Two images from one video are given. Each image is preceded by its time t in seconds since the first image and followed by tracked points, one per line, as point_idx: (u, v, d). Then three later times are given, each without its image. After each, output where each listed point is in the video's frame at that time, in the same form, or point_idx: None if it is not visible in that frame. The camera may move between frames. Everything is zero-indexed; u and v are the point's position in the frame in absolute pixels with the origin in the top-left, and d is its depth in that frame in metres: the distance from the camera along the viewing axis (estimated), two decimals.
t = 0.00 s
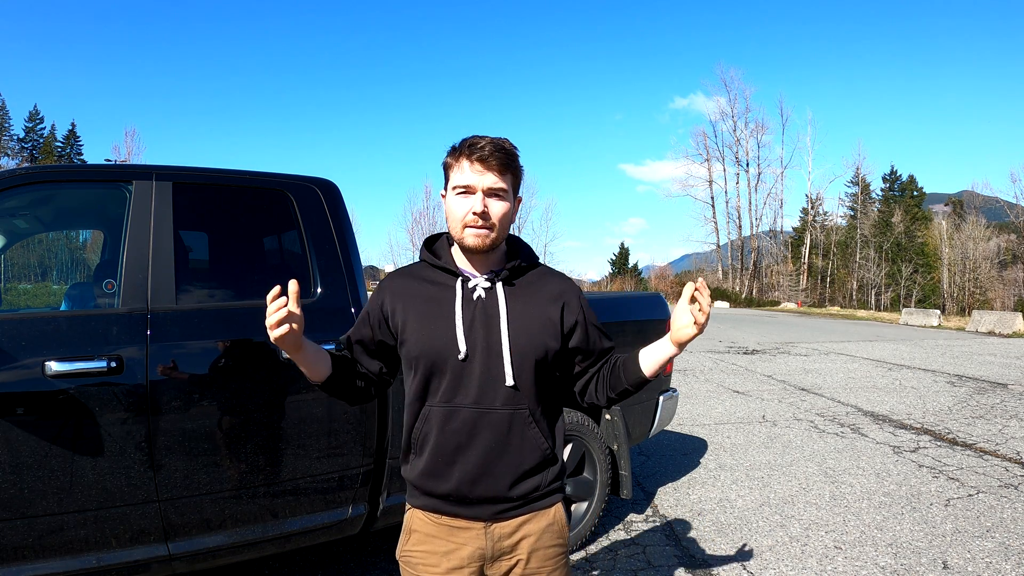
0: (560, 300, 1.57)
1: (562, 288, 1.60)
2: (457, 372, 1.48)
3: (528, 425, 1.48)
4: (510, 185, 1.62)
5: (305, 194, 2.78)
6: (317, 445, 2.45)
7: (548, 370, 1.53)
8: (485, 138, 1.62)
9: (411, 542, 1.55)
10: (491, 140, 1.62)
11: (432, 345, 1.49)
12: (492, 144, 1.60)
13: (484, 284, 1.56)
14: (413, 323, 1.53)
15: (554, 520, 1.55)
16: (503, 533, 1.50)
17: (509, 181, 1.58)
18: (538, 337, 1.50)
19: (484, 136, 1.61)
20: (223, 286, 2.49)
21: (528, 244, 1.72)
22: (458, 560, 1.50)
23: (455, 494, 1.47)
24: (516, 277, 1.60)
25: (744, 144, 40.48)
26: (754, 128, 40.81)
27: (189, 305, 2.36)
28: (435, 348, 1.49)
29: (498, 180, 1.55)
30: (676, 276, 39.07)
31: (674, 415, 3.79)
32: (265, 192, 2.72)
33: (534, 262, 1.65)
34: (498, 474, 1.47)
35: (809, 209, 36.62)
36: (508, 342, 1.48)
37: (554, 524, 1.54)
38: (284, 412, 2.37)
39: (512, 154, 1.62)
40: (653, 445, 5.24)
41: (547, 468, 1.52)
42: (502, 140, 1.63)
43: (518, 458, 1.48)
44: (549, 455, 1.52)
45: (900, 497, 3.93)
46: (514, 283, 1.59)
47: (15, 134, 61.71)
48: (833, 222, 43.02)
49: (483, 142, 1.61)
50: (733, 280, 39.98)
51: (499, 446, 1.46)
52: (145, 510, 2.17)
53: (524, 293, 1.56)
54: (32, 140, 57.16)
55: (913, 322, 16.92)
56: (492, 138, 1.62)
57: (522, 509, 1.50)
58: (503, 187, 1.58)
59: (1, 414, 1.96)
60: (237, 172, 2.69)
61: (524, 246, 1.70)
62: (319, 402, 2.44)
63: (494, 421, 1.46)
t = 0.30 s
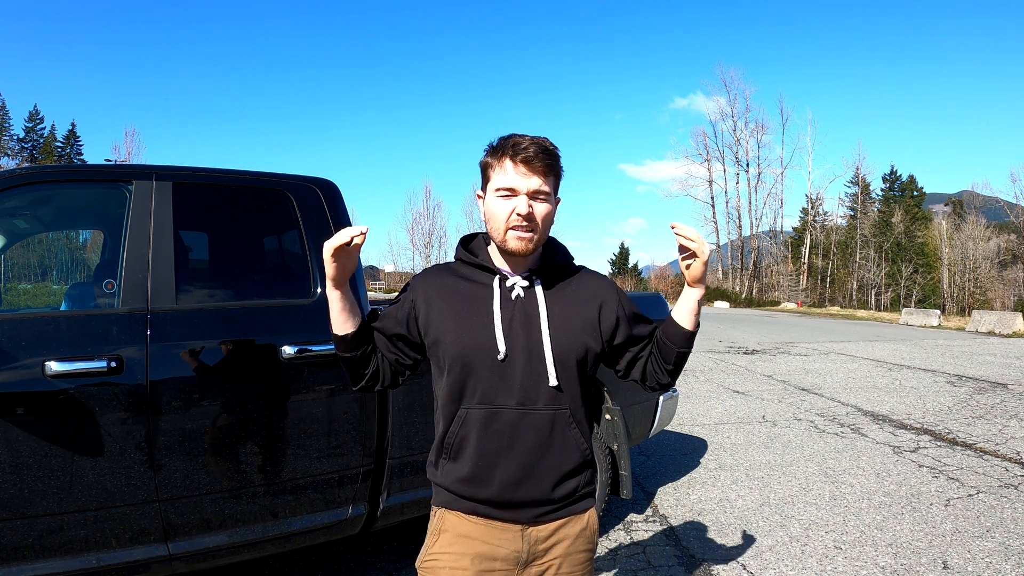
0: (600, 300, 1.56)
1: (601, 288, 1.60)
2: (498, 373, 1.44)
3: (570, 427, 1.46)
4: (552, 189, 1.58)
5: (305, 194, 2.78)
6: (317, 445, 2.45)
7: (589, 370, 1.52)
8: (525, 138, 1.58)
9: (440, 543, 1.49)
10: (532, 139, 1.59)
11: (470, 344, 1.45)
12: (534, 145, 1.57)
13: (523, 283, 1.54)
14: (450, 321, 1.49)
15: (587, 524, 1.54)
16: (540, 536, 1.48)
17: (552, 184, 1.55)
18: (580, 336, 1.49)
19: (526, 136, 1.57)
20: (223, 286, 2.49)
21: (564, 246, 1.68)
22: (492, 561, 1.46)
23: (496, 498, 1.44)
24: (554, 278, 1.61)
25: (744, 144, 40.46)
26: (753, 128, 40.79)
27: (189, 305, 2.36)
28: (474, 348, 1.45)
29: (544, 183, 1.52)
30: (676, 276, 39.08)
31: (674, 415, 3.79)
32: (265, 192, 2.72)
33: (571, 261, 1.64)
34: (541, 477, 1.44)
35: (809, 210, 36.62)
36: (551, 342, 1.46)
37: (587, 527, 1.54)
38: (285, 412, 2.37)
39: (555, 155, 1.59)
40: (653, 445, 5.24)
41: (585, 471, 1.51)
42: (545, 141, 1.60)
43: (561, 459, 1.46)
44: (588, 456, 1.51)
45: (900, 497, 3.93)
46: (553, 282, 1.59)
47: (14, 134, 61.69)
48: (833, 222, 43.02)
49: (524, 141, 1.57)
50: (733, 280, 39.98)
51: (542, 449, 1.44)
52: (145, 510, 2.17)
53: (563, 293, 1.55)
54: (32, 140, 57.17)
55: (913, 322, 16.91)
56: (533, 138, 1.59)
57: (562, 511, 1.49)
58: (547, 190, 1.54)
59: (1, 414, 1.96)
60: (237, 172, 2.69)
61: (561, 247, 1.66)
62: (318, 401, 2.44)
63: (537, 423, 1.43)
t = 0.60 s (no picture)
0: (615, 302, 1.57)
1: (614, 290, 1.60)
2: (512, 376, 1.44)
3: (583, 432, 1.46)
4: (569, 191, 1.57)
5: (305, 194, 2.78)
6: (317, 445, 2.45)
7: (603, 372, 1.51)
8: (543, 138, 1.57)
9: (455, 551, 1.46)
10: (550, 139, 1.57)
11: (484, 348, 1.45)
12: (552, 146, 1.55)
13: (536, 284, 1.54)
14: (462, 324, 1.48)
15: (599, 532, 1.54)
16: (554, 544, 1.46)
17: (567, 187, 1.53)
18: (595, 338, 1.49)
19: (544, 136, 1.56)
20: (222, 286, 2.49)
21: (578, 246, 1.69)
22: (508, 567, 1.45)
23: (510, 507, 1.42)
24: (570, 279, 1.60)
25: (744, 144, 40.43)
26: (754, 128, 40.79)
27: (189, 305, 2.36)
28: (488, 351, 1.45)
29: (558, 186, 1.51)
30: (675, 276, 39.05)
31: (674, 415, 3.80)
32: (265, 192, 2.72)
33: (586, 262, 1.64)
34: (555, 484, 1.43)
35: (809, 210, 36.60)
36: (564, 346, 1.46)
37: (599, 536, 1.53)
38: (284, 412, 2.37)
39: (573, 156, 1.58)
40: (654, 445, 5.24)
41: (599, 477, 1.50)
42: (564, 142, 1.59)
43: (575, 465, 1.45)
44: (601, 462, 1.50)
45: (900, 497, 3.93)
46: (567, 283, 1.59)
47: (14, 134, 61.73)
48: (833, 222, 43.02)
49: (542, 141, 1.56)
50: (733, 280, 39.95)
51: (557, 454, 1.43)
52: (145, 510, 2.17)
53: (578, 294, 1.55)
54: (32, 141, 57.13)
55: (914, 322, 16.91)
56: (551, 138, 1.58)
57: (576, 519, 1.48)
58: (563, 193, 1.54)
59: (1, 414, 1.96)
60: (237, 172, 2.69)
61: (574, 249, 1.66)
62: (318, 401, 2.44)
63: (551, 428, 1.43)
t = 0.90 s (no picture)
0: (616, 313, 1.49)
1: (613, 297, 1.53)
2: (514, 401, 1.35)
3: (591, 455, 1.39)
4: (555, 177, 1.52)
5: (305, 193, 2.78)
6: (317, 445, 2.45)
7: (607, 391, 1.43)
8: (524, 125, 1.53)
9: None
10: (531, 126, 1.53)
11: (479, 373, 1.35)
12: (533, 131, 1.51)
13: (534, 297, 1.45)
14: (454, 345, 1.37)
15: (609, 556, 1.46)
16: None
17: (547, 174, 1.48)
18: (600, 357, 1.41)
19: (524, 123, 1.52)
20: (222, 286, 2.49)
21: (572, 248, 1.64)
22: None
23: (518, 546, 1.32)
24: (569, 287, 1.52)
25: (744, 144, 40.47)
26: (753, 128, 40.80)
27: (189, 305, 2.36)
28: (484, 376, 1.35)
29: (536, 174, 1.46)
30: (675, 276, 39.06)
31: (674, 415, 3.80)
32: (265, 192, 2.72)
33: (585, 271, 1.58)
34: (568, 516, 1.34)
35: (809, 209, 36.61)
36: (570, 366, 1.37)
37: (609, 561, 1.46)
38: (284, 412, 2.37)
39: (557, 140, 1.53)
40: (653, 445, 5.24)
41: (608, 501, 1.43)
42: (547, 128, 1.55)
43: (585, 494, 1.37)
44: (609, 485, 1.44)
45: (900, 497, 3.93)
46: (567, 293, 1.51)
47: (14, 134, 61.76)
48: (833, 222, 43.03)
49: (522, 129, 1.52)
50: (733, 280, 39.95)
51: (568, 484, 1.34)
52: (145, 510, 2.17)
53: (578, 307, 1.47)
54: (32, 141, 57.14)
55: (913, 322, 16.92)
56: (533, 125, 1.53)
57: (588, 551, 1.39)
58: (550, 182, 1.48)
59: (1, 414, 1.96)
60: (237, 172, 2.69)
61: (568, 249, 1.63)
62: (318, 401, 2.44)
63: (560, 456, 1.34)
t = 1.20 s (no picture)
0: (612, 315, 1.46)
1: (605, 302, 1.47)
2: (499, 422, 1.27)
3: (585, 478, 1.33)
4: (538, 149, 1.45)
5: (305, 194, 2.78)
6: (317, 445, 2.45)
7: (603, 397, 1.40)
8: (498, 91, 1.44)
9: None
10: (506, 91, 1.44)
11: (457, 390, 1.27)
12: (506, 98, 1.43)
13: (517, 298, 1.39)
14: (431, 361, 1.29)
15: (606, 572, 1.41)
16: None
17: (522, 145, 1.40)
18: (595, 365, 1.37)
19: (497, 89, 1.43)
20: (222, 286, 2.49)
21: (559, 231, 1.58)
22: None
23: None
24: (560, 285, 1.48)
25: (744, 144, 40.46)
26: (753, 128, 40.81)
27: (189, 305, 2.36)
28: (463, 394, 1.27)
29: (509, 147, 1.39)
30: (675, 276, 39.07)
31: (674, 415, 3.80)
32: (265, 192, 2.72)
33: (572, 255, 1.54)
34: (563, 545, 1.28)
35: (809, 210, 36.61)
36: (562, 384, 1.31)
37: None
38: (283, 412, 2.37)
39: (537, 104, 1.46)
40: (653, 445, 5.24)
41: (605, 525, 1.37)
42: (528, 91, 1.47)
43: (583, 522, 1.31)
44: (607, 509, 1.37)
45: (900, 497, 3.93)
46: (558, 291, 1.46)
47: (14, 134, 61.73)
48: (833, 222, 43.04)
49: (495, 96, 1.43)
50: (733, 280, 39.95)
51: (562, 513, 1.28)
52: (145, 510, 2.17)
53: (571, 309, 1.42)
54: (32, 141, 57.19)
55: (914, 322, 16.91)
56: (508, 89, 1.44)
57: None
58: (529, 156, 1.41)
59: (1, 414, 1.96)
60: (237, 172, 2.69)
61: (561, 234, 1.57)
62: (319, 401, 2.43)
63: (552, 482, 1.27)
